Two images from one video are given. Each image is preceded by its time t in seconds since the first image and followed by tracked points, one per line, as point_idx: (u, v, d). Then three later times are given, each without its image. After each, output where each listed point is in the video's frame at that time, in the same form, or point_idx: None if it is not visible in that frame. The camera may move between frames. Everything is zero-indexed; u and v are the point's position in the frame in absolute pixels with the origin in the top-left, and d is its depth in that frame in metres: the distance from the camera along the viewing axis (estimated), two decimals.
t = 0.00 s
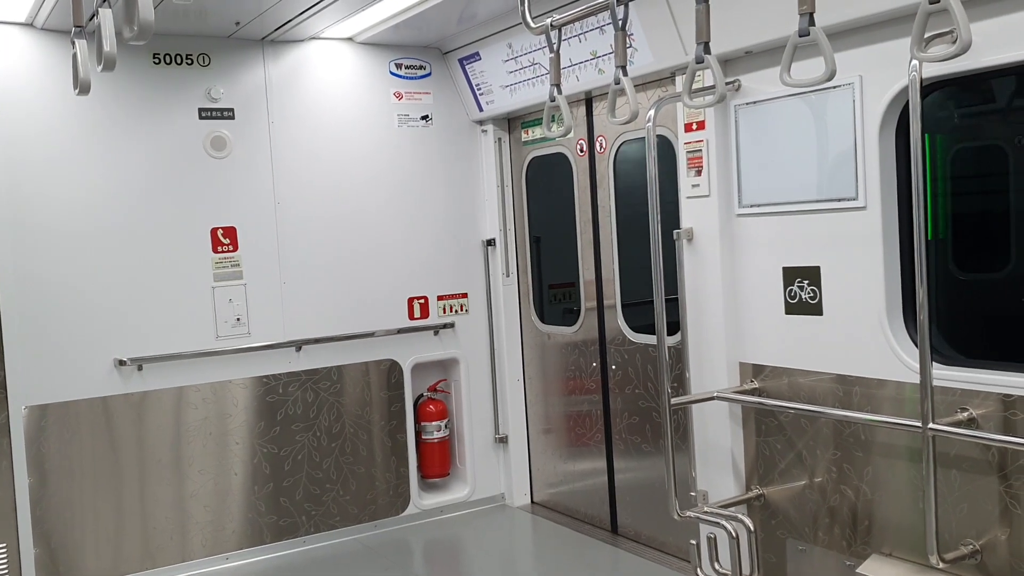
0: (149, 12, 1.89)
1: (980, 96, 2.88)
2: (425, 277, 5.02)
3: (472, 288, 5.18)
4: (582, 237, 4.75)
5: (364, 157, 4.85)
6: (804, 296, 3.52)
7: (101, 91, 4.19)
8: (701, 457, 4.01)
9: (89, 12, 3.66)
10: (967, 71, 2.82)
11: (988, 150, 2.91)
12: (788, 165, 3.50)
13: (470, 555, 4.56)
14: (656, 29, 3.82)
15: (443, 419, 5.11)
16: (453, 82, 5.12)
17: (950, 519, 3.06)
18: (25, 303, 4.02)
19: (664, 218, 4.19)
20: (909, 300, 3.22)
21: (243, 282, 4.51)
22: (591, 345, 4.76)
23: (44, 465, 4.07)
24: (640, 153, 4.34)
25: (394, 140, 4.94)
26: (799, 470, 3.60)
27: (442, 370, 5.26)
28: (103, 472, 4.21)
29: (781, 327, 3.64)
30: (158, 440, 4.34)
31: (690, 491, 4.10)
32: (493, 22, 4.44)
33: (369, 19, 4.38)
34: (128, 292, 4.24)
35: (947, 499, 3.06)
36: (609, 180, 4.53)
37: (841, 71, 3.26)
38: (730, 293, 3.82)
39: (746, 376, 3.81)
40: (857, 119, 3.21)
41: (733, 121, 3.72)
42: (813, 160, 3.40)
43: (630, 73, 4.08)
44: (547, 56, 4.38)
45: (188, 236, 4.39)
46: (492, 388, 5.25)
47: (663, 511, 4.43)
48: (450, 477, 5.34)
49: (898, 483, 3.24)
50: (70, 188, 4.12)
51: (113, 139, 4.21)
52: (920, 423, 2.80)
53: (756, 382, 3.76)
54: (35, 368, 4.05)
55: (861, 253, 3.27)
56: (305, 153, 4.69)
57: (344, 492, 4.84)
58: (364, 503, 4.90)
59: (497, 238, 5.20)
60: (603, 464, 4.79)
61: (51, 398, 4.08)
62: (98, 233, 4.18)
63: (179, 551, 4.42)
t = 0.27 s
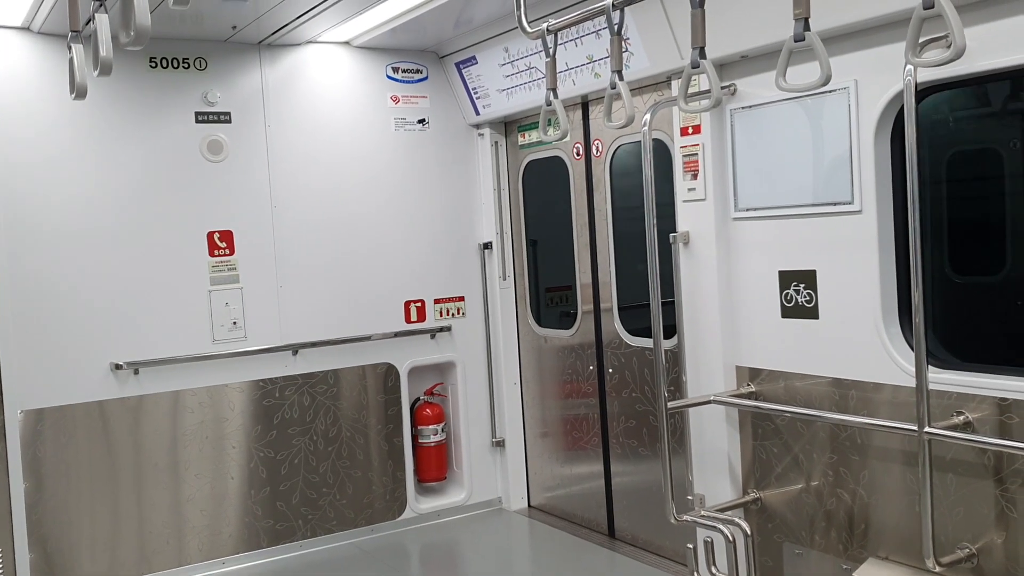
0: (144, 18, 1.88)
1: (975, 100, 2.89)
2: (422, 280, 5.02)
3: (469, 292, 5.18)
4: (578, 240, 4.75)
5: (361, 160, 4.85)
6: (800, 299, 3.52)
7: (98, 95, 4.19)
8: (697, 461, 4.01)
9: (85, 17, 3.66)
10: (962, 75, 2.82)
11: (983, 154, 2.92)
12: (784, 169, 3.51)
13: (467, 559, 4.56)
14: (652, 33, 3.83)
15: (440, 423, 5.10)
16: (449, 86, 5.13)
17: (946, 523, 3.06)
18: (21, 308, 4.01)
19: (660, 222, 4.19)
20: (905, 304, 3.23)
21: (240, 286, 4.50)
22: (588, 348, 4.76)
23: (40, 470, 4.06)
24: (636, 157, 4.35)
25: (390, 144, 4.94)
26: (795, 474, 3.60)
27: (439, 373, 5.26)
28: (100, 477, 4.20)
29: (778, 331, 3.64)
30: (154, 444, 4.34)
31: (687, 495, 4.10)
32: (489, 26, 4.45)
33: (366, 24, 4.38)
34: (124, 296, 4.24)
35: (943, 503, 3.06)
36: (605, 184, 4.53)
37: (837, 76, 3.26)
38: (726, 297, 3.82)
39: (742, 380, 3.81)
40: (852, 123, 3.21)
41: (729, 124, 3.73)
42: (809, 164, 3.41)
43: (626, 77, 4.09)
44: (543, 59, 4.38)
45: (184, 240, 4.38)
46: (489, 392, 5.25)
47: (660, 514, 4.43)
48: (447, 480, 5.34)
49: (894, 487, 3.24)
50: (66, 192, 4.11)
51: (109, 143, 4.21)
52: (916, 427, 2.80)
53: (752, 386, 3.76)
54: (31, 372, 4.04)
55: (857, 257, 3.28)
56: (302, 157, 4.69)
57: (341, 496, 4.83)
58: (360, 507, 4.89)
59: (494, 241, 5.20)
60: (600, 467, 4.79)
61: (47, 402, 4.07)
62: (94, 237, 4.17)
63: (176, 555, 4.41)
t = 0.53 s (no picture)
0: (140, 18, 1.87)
1: (972, 97, 2.90)
2: (420, 279, 5.02)
3: (466, 290, 5.18)
4: (576, 238, 4.76)
5: (358, 160, 4.85)
6: (798, 296, 3.53)
7: (94, 95, 4.18)
8: (696, 458, 4.02)
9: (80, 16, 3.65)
10: (959, 71, 2.83)
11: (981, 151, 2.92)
12: (781, 166, 3.51)
13: (466, 558, 4.56)
14: (649, 31, 3.83)
15: (439, 422, 5.10)
16: (446, 85, 5.12)
17: (945, 518, 3.07)
18: (18, 309, 4.01)
19: (657, 220, 4.20)
20: (902, 300, 3.24)
21: (237, 285, 4.50)
22: (586, 346, 4.77)
23: (38, 470, 4.06)
24: (633, 155, 4.35)
25: (388, 142, 4.94)
26: (794, 470, 3.61)
27: (437, 372, 5.26)
28: (98, 477, 4.20)
29: (776, 328, 3.64)
30: (152, 444, 4.33)
31: (686, 491, 4.11)
32: (485, 24, 4.45)
33: (362, 22, 4.38)
34: (121, 296, 4.23)
35: (941, 499, 3.07)
36: (603, 182, 4.53)
37: (834, 72, 3.27)
38: (724, 294, 3.83)
39: (740, 377, 3.82)
40: (850, 120, 3.22)
41: (727, 121, 3.73)
42: (806, 161, 3.41)
43: (623, 74, 4.09)
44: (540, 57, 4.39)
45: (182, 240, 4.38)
46: (487, 390, 5.25)
47: (658, 512, 4.44)
48: (445, 479, 5.34)
49: (892, 483, 3.25)
50: (62, 193, 4.11)
51: (105, 143, 4.20)
52: (914, 423, 2.81)
53: (750, 383, 3.77)
54: (29, 373, 4.03)
55: (855, 254, 3.28)
56: (299, 156, 4.69)
57: (340, 494, 4.83)
58: (359, 506, 4.89)
59: (491, 240, 5.21)
60: (598, 465, 4.79)
61: (44, 403, 4.07)
62: (91, 237, 4.17)
63: (174, 554, 4.41)
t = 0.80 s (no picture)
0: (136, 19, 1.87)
1: (968, 98, 2.90)
2: (417, 281, 5.02)
3: (463, 292, 5.18)
4: (573, 240, 4.76)
5: (355, 162, 4.85)
6: (795, 298, 3.53)
7: (90, 97, 4.17)
8: (693, 460, 4.02)
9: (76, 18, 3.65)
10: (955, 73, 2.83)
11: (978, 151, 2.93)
12: (778, 168, 3.52)
13: (464, 560, 4.56)
14: (645, 33, 3.83)
15: (436, 424, 5.10)
16: (443, 87, 5.13)
17: (942, 520, 3.07)
18: (13, 312, 4.00)
19: (654, 222, 4.20)
20: (899, 302, 3.24)
21: (234, 288, 4.49)
22: (583, 348, 4.77)
23: (34, 474, 4.05)
24: (630, 157, 4.35)
25: (385, 145, 4.94)
26: (791, 472, 3.61)
27: (434, 374, 5.26)
28: (95, 480, 4.19)
29: (773, 330, 3.64)
30: (149, 447, 4.32)
31: (683, 493, 4.11)
32: (482, 26, 4.45)
33: (358, 25, 4.38)
34: (117, 299, 4.22)
35: (939, 500, 3.07)
36: (599, 184, 4.53)
37: (830, 75, 3.27)
38: (721, 296, 3.83)
39: (738, 379, 3.82)
40: (846, 122, 3.22)
41: (723, 123, 3.73)
42: (803, 162, 3.42)
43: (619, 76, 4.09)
44: (537, 60, 4.39)
45: (178, 242, 4.37)
46: (484, 392, 5.25)
47: (656, 514, 4.44)
48: (443, 481, 5.33)
49: (889, 484, 3.25)
50: (58, 195, 4.10)
51: (101, 146, 4.20)
52: (911, 424, 2.81)
53: (748, 384, 3.77)
54: (25, 376, 4.02)
55: (852, 256, 3.29)
56: (295, 159, 4.69)
57: (337, 497, 4.82)
58: (356, 508, 4.89)
59: (488, 242, 5.20)
60: (596, 467, 4.79)
61: (40, 406, 4.05)
62: (87, 240, 4.16)
63: (171, 558, 4.40)
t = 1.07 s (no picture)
0: (132, 23, 1.87)
1: (962, 104, 2.91)
2: (413, 285, 5.02)
3: (459, 296, 5.18)
4: (568, 245, 4.76)
5: (351, 166, 4.85)
6: (790, 303, 3.54)
7: (85, 101, 4.17)
8: (688, 464, 4.02)
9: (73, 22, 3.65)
10: (950, 78, 2.84)
11: (973, 157, 2.94)
12: (773, 173, 3.52)
13: (459, 564, 4.55)
14: (641, 38, 3.84)
15: (431, 428, 5.10)
16: (439, 92, 5.13)
17: (937, 524, 3.08)
18: (8, 315, 3.99)
19: (650, 226, 4.20)
20: (894, 307, 3.24)
21: (229, 292, 4.49)
22: (579, 353, 4.77)
23: (29, 478, 4.04)
24: (626, 161, 4.36)
25: (381, 149, 4.94)
26: (786, 476, 3.61)
27: (430, 379, 5.25)
28: (89, 484, 4.18)
29: (768, 334, 3.65)
30: (144, 452, 4.31)
31: (679, 498, 4.11)
32: (478, 31, 4.46)
33: (355, 29, 4.38)
34: (113, 302, 4.22)
35: (933, 504, 3.07)
36: (595, 188, 4.54)
37: (825, 80, 3.28)
38: (716, 301, 3.83)
39: (733, 384, 3.83)
40: (841, 127, 3.23)
41: (719, 127, 3.74)
42: (798, 167, 3.42)
43: (615, 81, 4.10)
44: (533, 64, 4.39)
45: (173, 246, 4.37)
46: (480, 396, 5.24)
47: (652, 518, 4.44)
48: (438, 486, 5.33)
49: (884, 489, 3.26)
50: (53, 199, 4.09)
51: (97, 150, 4.19)
52: (906, 429, 2.81)
53: (743, 389, 3.77)
54: (20, 380, 4.01)
55: (847, 260, 3.29)
56: (292, 163, 4.69)
57: (332, 501, 4.82)
58: (351, 513, 4.88)
59: (484, 246, 5.20)
60: (591, 471, 4.79)
61: (35, 410, 4.04)
62: (82, 244, 4.15)
63: (166, 562, 4.39)
